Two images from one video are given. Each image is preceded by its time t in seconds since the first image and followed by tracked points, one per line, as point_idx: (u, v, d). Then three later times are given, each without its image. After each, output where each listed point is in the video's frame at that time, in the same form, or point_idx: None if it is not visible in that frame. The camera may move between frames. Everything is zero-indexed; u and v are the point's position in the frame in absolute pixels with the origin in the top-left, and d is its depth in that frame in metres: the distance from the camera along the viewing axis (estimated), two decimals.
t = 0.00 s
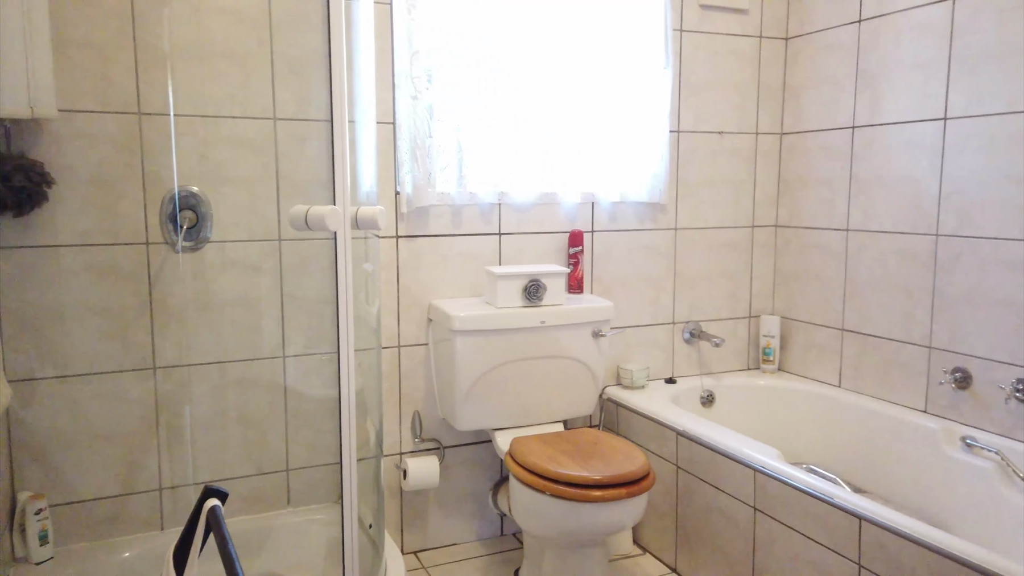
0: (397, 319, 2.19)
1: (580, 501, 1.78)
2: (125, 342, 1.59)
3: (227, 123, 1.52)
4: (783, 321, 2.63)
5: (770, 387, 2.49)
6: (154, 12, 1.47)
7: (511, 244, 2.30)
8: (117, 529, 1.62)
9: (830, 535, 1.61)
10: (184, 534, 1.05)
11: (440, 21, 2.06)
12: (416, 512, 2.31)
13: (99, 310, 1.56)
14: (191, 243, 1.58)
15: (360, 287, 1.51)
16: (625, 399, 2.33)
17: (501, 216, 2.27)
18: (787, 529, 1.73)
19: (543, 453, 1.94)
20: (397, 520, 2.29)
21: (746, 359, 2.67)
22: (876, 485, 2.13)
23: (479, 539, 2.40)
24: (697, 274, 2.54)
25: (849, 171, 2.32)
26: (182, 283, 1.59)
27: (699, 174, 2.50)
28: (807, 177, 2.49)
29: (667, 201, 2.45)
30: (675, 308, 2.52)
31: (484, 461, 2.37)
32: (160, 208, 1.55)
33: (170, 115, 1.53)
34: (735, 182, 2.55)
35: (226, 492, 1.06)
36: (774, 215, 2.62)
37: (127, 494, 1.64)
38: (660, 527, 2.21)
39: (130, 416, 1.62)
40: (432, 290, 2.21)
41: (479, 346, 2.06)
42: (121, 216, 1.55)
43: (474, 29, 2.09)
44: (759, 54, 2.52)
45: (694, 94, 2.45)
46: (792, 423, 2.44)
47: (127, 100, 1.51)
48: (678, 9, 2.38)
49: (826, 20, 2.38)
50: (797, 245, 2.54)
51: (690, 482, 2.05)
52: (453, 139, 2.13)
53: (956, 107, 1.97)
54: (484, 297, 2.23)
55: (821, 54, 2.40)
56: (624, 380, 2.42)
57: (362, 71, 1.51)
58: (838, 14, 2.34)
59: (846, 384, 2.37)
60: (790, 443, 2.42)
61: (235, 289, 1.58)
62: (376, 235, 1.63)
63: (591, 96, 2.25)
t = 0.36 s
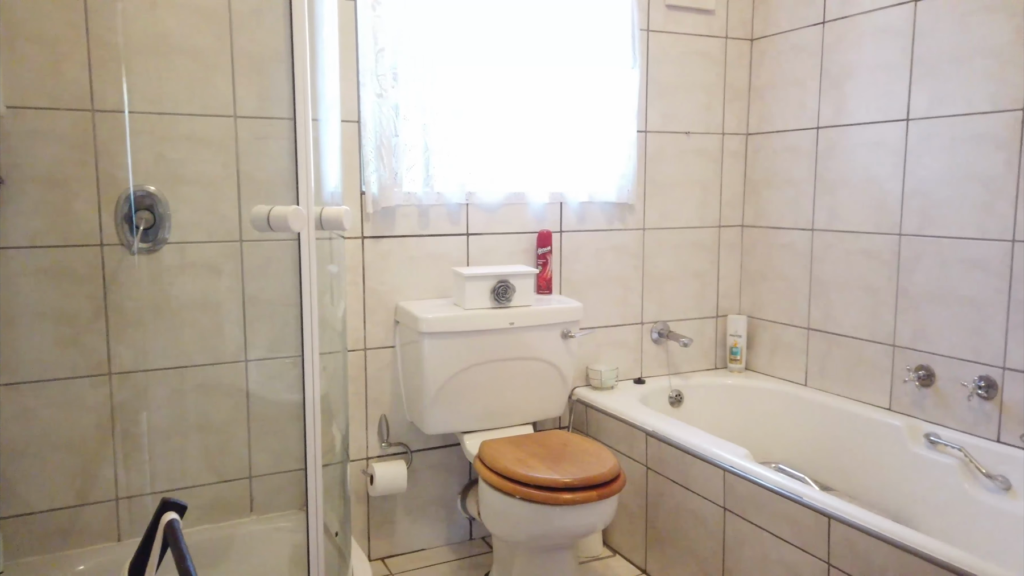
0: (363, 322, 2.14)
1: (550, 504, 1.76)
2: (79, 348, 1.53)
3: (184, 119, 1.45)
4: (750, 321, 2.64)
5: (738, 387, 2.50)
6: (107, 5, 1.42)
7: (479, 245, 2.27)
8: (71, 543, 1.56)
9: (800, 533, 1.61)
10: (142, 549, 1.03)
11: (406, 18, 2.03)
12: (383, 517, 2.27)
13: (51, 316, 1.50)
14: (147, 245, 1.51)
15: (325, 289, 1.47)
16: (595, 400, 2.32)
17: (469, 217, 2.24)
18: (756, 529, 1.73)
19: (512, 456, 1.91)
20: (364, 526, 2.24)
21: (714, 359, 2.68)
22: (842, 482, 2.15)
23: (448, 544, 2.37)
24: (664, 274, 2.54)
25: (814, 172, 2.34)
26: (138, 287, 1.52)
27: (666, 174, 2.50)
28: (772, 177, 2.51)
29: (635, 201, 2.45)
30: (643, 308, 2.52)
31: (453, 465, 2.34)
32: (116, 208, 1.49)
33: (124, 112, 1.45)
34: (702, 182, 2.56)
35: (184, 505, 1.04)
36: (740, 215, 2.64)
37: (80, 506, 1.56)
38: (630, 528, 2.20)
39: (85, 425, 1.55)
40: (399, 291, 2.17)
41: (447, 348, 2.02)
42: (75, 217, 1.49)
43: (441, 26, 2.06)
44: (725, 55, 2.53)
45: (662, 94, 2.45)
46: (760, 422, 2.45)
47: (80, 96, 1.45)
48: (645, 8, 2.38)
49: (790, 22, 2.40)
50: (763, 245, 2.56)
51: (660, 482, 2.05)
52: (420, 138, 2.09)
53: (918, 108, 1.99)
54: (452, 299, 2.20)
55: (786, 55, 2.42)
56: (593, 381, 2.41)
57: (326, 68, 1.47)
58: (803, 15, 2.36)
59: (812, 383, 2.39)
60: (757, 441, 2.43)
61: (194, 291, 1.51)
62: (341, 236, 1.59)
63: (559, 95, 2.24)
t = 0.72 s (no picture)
0: (325, 325, 2.09)
1: (518, 508, 1.73)
2: (21, 354, 1.38)
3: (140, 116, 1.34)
4: (715, 320, 2.65)
5: (705, 387, 2.51)
6: None
7: (444, 245, 2.23)
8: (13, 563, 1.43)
9: (768, 534, 1.61)
10: None
11: (369, 13, 1.98)
12: (348, 524, 2.21)
13: None
14: (98, 247, 1.39)
15: (285, 292, 1.41)
16: (563, 402, 2.30)
17: (434, 217, 2.20)
18: (725, 529, 1.73)
19: (480, 459, 1.88)
20: (328, 533, 2.19)
21: (680, 358, 2.68)
22: (807, 480, 2.17)
23: (414, 549, 2.32)
24: (631, 274, 2.53)
25: (778, 172, 2.36)
26: (90, 289, 1.39)
27: (632, 173, 2.49)
28: (737, 177, 2.52)
29: (601, 200, 2.43)
30: (610, 309, 2.51)
31: (419, 469, 2.30)
32: (65, 207, 1.37)
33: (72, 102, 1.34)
34: (667, 182, 2.56)
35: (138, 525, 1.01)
36: (705, 215, 2.64)
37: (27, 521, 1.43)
38: (598, 530, 2.18)
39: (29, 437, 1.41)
40: (362, 293, 2.13)
41: (413, 351, 1.98)
42: (18, 216, 1.36)
43: (404, 23, 2.02)
44: (690, 55, 2.53)
45: (627, 93, 2.44)
46: (726, 421, 2.46)
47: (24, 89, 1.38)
48: (611, 7, 2.37)
49: (754, 22, 2.42)
50: (728, 245, 2.57)
51: (628, 484, 2.03)
52: (383, 136, 2.05)
53: (880, 108, 2.01)
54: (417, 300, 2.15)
55: (749, 55, 2.44)
56: (560, 382, 2.39)
57: (285, 62, 1.42)
58: (766, 16, 2.37)
59: (776, 381, 2.41)
60: (724, 440, 2.44)
61: (147, 296, 1.41)
62: (302, 236, 1.54)
63: (524, 94, 2.21)
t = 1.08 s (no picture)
0: (289, 328, 2.04)
1: (489, 514, 1.69)
2: None
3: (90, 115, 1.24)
4: (683, 321, 2.65)
5: (674, 387, 2.51)
6: None
7: (412, 246, 2.19)
8: None
9: (740, 535, 1.61)
10: None
11: (333, 9, 1.93)
12: (314, 533, 2.16)
13: None
14: (48, 251, 1.27)
15: (247, 295, 1.36)
16: (532, 404, 2.27)
17: (401, 217, 2.16)
18: (696, 531, 1.72)
19: (449, 465, 1.84)
20: (293, 543, 2.13)
21: (649, 359, 2.68)
22: (776, 481, 2.19)
23: (381, 557, 2.28)
24: (600, 274, 2.52)
25: (746, 172, 2.37)
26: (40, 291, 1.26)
27: (601, 174, 2.47)
28: (705, 178, 2.52)
29: (570, 201, 2.41)
30: (579, 310, 2.49)
31: (386, 475, 2.25)
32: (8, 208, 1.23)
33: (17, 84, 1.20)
34: (635, 182, 2.55)
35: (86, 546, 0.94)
36: (673, 216, 2.64)
37: None
38: (569, 534, 2.16)
39: None
40: (327, 296, 2.08)
41: (380, 355, 1.94)
42: None
43: (369, 19, 1.98)
44: (658, 55, 2.53)
45: (596, 93, 2.42)
46: (695, 422, 2.46)
47: None
48: (578, 6, 2.35)
49: (721, 23, 2.42)
50: (696, 245, 2.57)
51: (599, 487, 2.02)
52: (348, 135, 2.00)
53: (846, 109, 2.02)
54: (384, 303, 2.11)
55: (717, 56, 2.44)
56: (530, 385, 2.37)
57: (246, 59, 1.37)
58: (733, 17, 2.37)
59: (745, 381, 2.42)
60: (693, 441, 2.44)
61: (100, 299, 1.31)
62: (265, 238, 1.49)
63: (492, 92, 2.18)
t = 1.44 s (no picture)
0: (249, 332, 1.98)
1: (456, 521, 1.65)
2: None
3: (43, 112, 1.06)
4: (650, 321, 2.65)
5: (642, 388, 2.50)
6: None
7: (375, 247, 2.14)
8: None
9: (710, 537, 1.60)
10: None
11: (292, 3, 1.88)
12: (275, 543, 2.09)
13: None
14: None
15: (205, 299, 1.30)
16: (500, 407, 2.24)
17: (364, 218, 2.11)
18: (666, 534, 1.70)
19: (415, 471, 1.80)
20: (254, 553, 2.06)
21: (616, 359, 2.66)
22: (743, 480, 2.19)
23: (346, 565, 2.22)
24: (567, 275, 2.50)
25: (711, 173, 2.37)
26: None
27: (567, 174, 2.45)
28: (671, 178, 2.52)
29: (537, 201, 2.39)
30: (546, 311, 2.47)
31: (350, 481, 2.20)
32: None
33: None
34: (602, 182, 2.53)
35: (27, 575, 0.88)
36: (640, 216, 2.63)
37: None
38: (537, 538, 2.14)
39: None
40: (289, 298, 2.02)
41: (344, 359, 1.89)
42: None
43: (330, 14, 1.93)
44: (623, 55, 2.52)
45: (562, 92, 2.40)
46: (662, 422, 2.46)
47: None
48: (544, 4, 2.33)
49: (686, 23, 2.42)
50: (662, 245, 2.57)
51: (567, 490, 1.99)
52: (309, 133, 1.95)
53: (811, 110, 2.04)
54: (347, 305, 2.05)
55: (682, 56, 2.44)
56: (497, 387, 2.33)
57: (203, 53, 1.31)
58: (698, 17, 2.37)
59: (711, 381, 2.42)
60: (660, 441, 2.43)
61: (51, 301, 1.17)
62: (222, 239, 1.42)
63: (457, 90, 2.15)
